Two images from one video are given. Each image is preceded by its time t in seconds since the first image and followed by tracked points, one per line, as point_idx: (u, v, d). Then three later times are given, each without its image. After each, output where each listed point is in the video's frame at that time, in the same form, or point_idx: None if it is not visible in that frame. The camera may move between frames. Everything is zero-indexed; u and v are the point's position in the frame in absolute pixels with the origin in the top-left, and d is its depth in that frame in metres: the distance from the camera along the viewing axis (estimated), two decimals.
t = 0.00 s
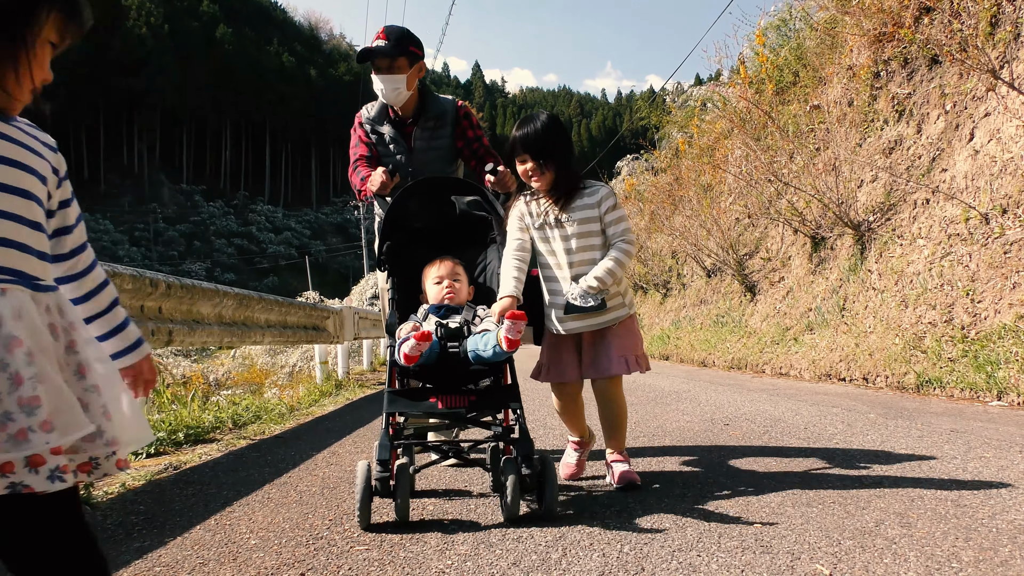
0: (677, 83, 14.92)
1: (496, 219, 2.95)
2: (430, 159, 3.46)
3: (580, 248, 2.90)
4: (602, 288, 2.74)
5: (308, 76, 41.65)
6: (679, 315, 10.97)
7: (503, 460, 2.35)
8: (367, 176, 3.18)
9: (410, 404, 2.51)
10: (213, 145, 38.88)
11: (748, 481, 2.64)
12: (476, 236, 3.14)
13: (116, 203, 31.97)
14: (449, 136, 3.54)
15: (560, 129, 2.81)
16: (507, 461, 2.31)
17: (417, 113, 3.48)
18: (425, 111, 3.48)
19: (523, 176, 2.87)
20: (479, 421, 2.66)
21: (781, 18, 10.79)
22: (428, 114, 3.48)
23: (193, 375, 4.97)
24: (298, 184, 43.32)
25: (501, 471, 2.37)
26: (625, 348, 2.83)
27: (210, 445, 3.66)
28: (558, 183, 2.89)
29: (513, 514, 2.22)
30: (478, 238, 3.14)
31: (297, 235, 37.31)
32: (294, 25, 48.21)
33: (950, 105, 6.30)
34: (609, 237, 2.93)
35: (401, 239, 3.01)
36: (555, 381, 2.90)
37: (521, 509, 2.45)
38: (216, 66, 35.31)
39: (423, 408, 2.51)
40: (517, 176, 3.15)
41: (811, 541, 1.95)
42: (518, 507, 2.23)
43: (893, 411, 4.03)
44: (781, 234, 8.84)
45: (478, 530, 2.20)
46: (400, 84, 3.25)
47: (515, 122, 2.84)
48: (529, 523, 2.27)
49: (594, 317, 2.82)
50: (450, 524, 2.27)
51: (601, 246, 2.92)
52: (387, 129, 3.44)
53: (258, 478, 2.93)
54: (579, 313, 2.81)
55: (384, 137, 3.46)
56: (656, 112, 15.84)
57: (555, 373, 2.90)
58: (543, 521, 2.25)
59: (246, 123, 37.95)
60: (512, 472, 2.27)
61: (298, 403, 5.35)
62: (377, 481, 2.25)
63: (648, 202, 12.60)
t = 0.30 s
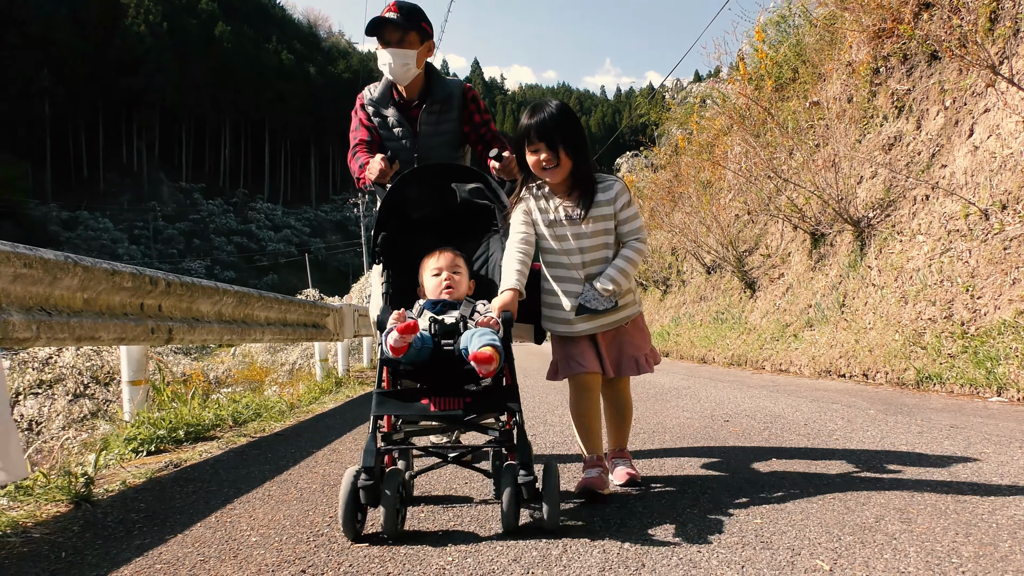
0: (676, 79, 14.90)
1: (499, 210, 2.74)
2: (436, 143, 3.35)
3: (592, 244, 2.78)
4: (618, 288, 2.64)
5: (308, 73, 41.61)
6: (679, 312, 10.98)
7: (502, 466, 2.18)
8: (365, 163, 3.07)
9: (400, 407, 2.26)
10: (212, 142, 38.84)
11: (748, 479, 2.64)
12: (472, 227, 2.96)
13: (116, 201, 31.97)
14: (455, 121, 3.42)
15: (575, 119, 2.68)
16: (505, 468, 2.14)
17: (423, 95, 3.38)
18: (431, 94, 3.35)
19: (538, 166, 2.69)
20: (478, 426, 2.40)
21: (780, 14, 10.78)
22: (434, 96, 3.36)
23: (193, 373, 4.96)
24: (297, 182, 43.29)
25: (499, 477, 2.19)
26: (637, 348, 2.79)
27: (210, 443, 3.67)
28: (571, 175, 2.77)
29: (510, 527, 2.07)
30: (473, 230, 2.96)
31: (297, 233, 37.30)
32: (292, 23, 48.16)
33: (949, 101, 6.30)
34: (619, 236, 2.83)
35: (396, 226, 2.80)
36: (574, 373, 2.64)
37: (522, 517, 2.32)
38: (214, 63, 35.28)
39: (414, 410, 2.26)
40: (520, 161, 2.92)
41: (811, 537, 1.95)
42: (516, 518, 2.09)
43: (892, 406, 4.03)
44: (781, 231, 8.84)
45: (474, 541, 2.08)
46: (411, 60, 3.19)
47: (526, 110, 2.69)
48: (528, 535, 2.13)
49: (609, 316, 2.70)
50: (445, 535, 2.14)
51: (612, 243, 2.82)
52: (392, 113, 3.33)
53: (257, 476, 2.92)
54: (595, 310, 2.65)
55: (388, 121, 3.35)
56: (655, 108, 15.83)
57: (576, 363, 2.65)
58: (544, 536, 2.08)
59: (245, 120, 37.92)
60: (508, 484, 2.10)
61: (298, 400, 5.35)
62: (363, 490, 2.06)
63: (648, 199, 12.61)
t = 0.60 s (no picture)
0: (675, 79, 14.90)
1: (498, 199, 2.73)
2: (425, 135, 3.35)
3: (599, 237, 2.68)
4: (626, 280, 2.59)
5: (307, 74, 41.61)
6: (679, 312, 10.97)
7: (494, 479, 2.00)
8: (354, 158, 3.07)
9: (384, 413, 2.08)
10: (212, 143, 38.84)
11: (749, 482, 2.64)
12: (470, 222, 2.92)
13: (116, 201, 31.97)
14: (446, 113, 3.40)
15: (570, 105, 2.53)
16: (497, 481, 1.96)
17: (412, 86, 3.37)
18: (421, 85, 3.35)
19: (537, 161, 2.55)
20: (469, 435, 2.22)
21: (779, 14, 10.78)
22: (424, 88, 3.35)
23: (192, 373, 4.95)
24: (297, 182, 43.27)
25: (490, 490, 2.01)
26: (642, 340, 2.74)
27: (210, 443, 3.67)
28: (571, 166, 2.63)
29: (501, 547, 1.87)
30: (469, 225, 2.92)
31: (297, 233, 37.28)
32: (292, 23, 48.16)
33: (949, 100, 6.29)
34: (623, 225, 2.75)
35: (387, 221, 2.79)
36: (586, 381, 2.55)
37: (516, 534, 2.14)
38: (214, 64, 35.29)
39: (398, 418, 2.08)
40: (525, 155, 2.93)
41: (811, 537, 1.96)
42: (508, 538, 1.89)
43: (892, 406, 4.03)
44: (781, 230, 8.84)
45: (462, 564, 1.89)
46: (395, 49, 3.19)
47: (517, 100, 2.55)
48: (523, 556, 1.94)
49: (618, 312, 2.64)
50: (430, 555, 1.95)
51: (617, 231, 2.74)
52: (380, 105, 3.33)
53: (257, 477, 2.92)
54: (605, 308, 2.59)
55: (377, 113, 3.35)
56: (654, 108, 15.82)
57: (588, 369, 2.55)
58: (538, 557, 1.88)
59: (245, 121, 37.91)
60: (497, 498, 1.91)
61: (298, 401, 5.35)
62: (339, 506, 1.88)
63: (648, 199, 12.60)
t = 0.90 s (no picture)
0: (675, 83, 14.90)
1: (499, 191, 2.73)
2: (408, 122, 3.18)
3: (613, 237, 2.56)
4: (640, 282, 2.48)
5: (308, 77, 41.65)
6: (679, 316, 10.97)
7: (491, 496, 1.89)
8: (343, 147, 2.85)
9: (375, 424, 1.98)
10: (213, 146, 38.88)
11: (750, 488, 2.64)
12: (464, 217, 2.86)
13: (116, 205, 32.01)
14: (430, 98, 3.23)
15: (588, 95, 2.43)
16: (496, 498, 1.85)
17: (391, 71, 3.20)
18: (401, 69, 3.17)
19: (553, 153, 2.43)
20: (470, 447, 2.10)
21: (779, 18, 10.80)
22: (406, 72, 3.17)
23: (192, 376, 4.95)
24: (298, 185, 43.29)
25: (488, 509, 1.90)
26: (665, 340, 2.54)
27: (209, 447, 3.67)
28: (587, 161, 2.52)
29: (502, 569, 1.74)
30: (465, 220, 2.87)
31: (297, 236, 37.30)
32: (293, 26, 48.25)
33: (949, 103, 6.30)
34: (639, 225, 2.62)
35: (377, 215, 2.75)
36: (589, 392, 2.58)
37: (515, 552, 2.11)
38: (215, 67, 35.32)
39: (391, 428, 1.96)
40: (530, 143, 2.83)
41: (812, 542, 1.97)
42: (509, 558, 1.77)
43: (893, 410, 4.02)
44: (781, 234, 8.84)
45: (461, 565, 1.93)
46: (363, 30, 3.00)
47: (529, 90, 2.45)
48: None
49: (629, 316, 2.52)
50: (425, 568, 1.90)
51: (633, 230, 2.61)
52: (360, 90, 3.09)
53: (256, 481, 2.92)
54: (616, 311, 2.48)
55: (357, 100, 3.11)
56: (654, 112, 15.83)
57: (591, 382, 2.58)
58: None
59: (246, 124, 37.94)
60: (499, 514, 1.81)
61: (298, 405, 5.34)
62: (326, 526, 1.79)
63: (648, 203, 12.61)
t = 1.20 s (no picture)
0: (679, 95, 14.91)
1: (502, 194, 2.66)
2: (403, 121, 3.14)
3: (644, 235, 2.45)
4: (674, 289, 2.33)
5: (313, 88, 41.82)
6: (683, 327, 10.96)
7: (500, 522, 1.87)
8: (337, 151, 2.84)
9: (370, 444, 1.92)
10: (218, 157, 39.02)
11: (756, 501, 2.65)
12: (463, 218, 2.85)
13: (121, 215, 32.11)
14: (428, 95, 3.18)
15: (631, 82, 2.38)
16: (505, 525, 1.82)
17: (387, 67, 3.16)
18: (397, 66, 3.11)
19: (586, 136, 2.34)
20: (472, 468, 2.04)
21: (783, 30, 10.82)
22: (402, 69, 3.11)
23: (196, 387, 4.95)
24: (303, 195, 43.39)
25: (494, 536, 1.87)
26: (700, 363, 2.46)
27: (213, 458, 3.67)
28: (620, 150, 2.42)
29: None
30: (463, 221, 2.86)
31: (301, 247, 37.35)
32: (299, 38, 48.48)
33: (954, 115, 6.30)
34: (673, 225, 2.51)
35: (375, 217, 2.71)
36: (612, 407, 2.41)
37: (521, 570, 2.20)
38: (221, 78, 35.48)
39: (388, 447, 1.92)
40: (534, 145, 2.85)
41: (818, 558, 2.00)
42: None
43: (898, 422, 4.02)
44: (785, 245, 8.84)
45: None
46: (354, 27, 2.94)
47: (567, 73, 2.40)
48: None
49: (659, 326, 2.39)
50: None
51: (666, 231, 2.50)
52: (353, 89, 3.07)
53: (261, 492, 2.92)
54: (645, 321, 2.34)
55: (350, 99, 3.09)
56: (659, 123, 15.86)
57: (615, 394, 2.41)
58: None
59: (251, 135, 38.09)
60: (507, 541, 1.78)
61: (302, 416, 5.34)
62: (316, 557, 1.71)
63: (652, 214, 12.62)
